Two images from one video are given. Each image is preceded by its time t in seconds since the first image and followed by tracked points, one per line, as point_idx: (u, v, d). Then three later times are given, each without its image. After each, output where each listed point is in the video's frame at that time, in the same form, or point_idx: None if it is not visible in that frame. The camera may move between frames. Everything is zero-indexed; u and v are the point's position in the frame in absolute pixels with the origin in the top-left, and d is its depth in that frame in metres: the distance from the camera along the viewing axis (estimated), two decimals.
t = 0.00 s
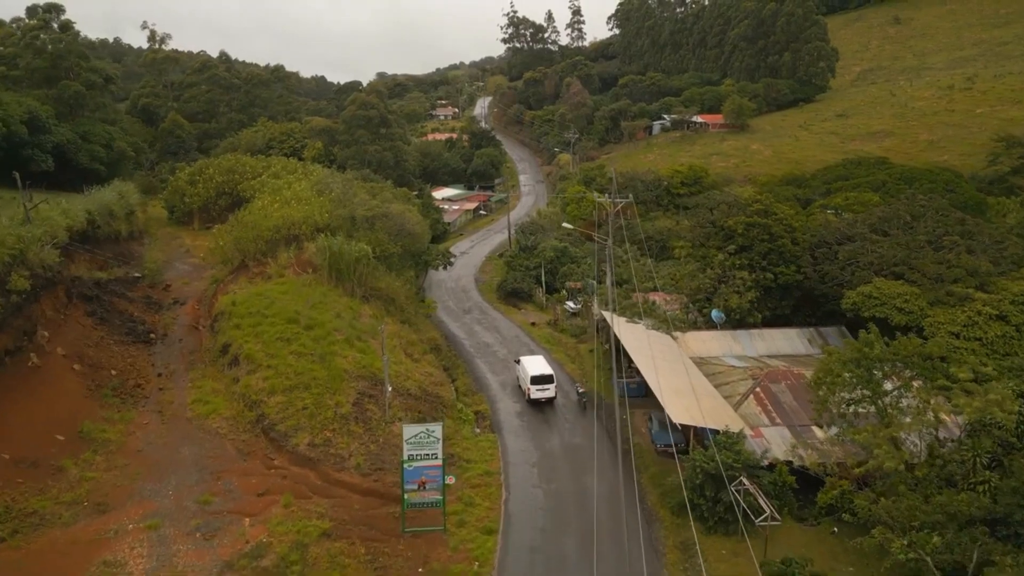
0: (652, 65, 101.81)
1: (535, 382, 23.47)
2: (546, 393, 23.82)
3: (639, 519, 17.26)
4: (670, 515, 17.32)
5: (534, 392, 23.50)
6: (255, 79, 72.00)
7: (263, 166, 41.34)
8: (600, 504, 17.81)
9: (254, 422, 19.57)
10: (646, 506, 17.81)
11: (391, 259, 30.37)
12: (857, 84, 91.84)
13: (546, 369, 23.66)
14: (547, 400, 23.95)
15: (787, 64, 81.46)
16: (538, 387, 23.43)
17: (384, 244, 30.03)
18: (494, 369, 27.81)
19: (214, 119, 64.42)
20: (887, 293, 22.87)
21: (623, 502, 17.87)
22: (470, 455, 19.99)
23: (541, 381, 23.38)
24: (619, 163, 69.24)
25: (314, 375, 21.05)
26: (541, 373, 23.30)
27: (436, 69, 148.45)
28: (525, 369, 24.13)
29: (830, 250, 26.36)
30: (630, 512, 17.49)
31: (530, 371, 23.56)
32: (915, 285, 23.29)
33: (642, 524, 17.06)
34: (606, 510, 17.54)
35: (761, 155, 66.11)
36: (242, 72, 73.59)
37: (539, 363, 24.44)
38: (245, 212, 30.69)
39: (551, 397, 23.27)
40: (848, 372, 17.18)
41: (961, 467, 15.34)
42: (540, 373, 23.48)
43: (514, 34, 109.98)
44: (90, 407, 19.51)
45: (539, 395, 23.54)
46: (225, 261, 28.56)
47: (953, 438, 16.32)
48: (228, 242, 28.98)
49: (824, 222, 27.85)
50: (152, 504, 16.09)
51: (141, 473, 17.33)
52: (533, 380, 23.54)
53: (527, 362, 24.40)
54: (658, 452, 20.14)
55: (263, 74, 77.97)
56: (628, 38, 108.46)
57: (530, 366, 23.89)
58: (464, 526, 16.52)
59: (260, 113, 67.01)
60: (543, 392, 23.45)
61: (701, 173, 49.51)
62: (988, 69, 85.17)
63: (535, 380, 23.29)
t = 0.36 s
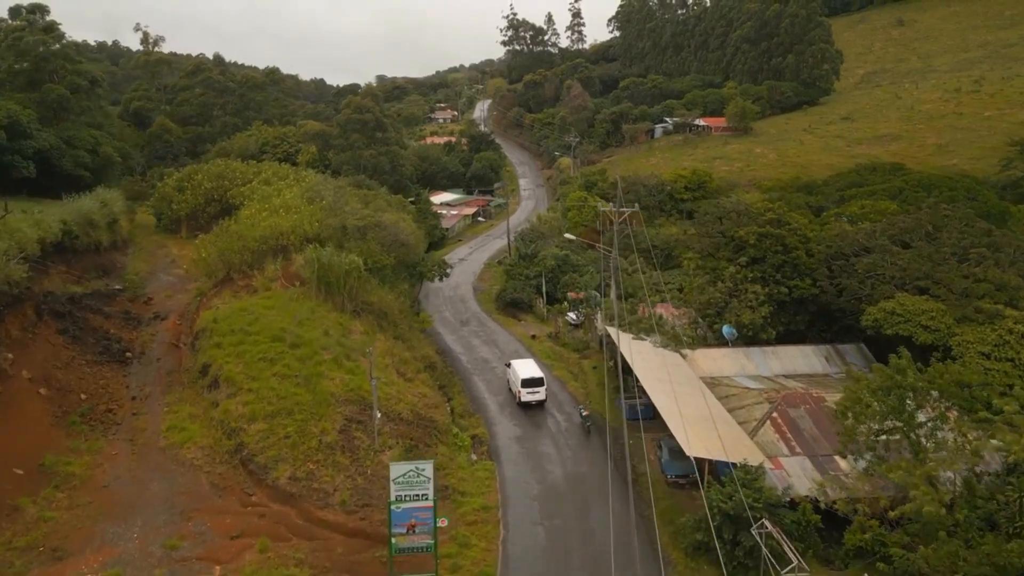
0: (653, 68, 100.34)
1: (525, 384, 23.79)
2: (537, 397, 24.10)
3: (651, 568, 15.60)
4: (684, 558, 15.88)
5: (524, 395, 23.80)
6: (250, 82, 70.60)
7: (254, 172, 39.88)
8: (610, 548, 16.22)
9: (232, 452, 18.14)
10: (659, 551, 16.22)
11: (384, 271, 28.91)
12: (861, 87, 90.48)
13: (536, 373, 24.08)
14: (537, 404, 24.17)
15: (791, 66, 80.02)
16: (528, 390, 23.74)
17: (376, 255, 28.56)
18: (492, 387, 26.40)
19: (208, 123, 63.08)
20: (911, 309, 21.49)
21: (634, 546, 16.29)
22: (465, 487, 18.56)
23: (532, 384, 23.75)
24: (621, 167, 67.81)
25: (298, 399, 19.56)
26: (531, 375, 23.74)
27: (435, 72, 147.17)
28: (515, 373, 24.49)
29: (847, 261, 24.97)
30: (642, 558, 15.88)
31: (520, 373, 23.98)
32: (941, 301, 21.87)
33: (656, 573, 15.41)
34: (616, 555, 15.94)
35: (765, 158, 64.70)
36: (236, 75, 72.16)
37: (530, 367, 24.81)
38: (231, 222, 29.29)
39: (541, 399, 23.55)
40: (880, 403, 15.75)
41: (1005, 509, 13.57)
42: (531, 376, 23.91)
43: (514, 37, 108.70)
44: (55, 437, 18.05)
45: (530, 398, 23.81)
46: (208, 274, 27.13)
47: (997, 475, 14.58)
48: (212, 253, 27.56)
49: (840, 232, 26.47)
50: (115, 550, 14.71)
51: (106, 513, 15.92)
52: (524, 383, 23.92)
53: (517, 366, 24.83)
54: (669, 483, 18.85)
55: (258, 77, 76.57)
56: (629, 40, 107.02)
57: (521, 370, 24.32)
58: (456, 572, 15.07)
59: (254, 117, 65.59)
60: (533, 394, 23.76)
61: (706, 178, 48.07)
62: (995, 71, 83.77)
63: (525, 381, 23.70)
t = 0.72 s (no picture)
0: (654, 70, 99.22)
1: (517, 388, 23.90)
2: (529, 400, 24.23)
3: None
4: None
5: (517, 398, 23.93)
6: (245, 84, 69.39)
7: (245, 177, 38.67)
8: None
9: (212, 481, 16.95)
10: None
11: (378, 281, 27.71)
12: (865, 89, 89.33)
13: (528, 376, 24.21)
14: (529, 406, 24.31)
15: (795, 67, 78.79)
16: (520, 394, 23.87)
17: (369, 265, 27.38)
18: (490, 403, 25.19)
19: (202, 125, 61.56)
20: (933, 323, 20.43)
21: None
22: (462, 517, 17.40)
23: (524, 387, 23.87)
24: (622, 171, 66.63)
25: (282, 423, 18.35)
26: (523, 378, 23.95)
27: (435, 75, 146.08)
28: (507, 376, 24.60)
29: (863, 272, 23.82)
30: None
31: (512, 376, 24.16)
32: (965, 315, 20.73)
33: None
34: None
35: (769, 162, 63.56)
36: (231, 77, 70.94)
37: (522, 370, 24.92)
38: (218, 230, 28.11)
39: (534, 402, 23.70)
40: (914, 432, 14.43)
41: None
42: (523, 379, 24.04)
43: (514, 39, 107.58)
44: (21, 466, 16.77)
45: (521, 401, 23.96)
46: (193, 285, 25.94)
47: None
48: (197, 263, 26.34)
49: (854, 242, 25.29)
50: None
51: (73, 555, 14.73)
52: (516, 386, 24.02)
53: (510, 369, 24.91)
54: (678, 512, 17.61)
55: (254, 79, 75.36)
56: (630, 42, 105.85)
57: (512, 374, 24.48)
58: None
59: (249, 120, 64.40)
60: (525, 397, 23.92)
61: (710, 183, 46.91)
62: (1001, 73, 82.62)
63: (518, 384, 23.85)
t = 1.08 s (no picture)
0: (655, 72, 97.95)
1: (508, 390, 24.07)
2: (518, 402, 24.40)
3: None
4: None
5: (506, 400, 24.10)
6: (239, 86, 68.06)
7: (236, 183, 37.37)
8: None
9: (185, 517, 15.61)
10: None
11: (369, 293, 26.38)
12: (869, 91, 88.07)
13: (519, 379, 24.39)
14: (518, 408, 24.48)
15: (798, 69, 77.38)
16: (511, 396, 24.04)
17: (360, 276, 26.07)
18: (487, 422, 23.89)
19: (197, 128, 60.18)
20: (961, 340, 19.19)
21: None
22: (456, 555, 16.08)
23: (514, 389, 24.06)
24: (623, 175, 65.30)
25: (263, 451, 17.02)
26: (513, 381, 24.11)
27: (435, 77, 144.67)
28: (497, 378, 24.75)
29: (883, 285, 22.51)
30: None
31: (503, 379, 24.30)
32: (993, 333, 19.49)
33: None
34: None
35: (773, 165, 62.29)
36: (225, 79, 69.58)
37: (512, 372, 25.08)
38: (202, 240, 26.81)
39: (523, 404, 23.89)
40: (953, 467, 13.18)
41: None
42: (513, 381, 24.21)
43: (514, 40, 106.28)
44: None
45: (511, 403, 24.15)
46: (174, 298, 24.63)
47: None
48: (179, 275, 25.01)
49: (871, 252, 23.95)
50: None
51: None
52: (506, 388, 24.19)
53: (500, 371, 25.07)
54: (691, 549, 16.45)
55: (249, 82, 74.04)
56: (630, 44, 104.55)
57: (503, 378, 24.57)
58: None
59: (244, 123, 63.06)
60: (515, 400, 24.04)
61: (714, 187, 45.64)
62: (1007, 74, 81.33)
63: (508, 387, 23.97)
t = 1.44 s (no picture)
0: (656, 74, 96.81)
1: (498, 393, 24.16)
2: (509, 406, 24.48)
3: None
4: None
5: (497, 403, 24.16)
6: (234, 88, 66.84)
7: (226, 188, 36.15)
8: None
9: (155, 556, 14.34)
10: None
11: (361, 305, 25.14)
12: (873, 92, 86.89)
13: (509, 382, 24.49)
14: (509, 412, 24.55)
15: (801, 71, 76.12)
16: (501, 399, 24.13)
17: (351, 287, 24.84)
18: (485, 440, 22.73)
19: (191, 131, 58.94)
20: (989, 358, 18.11)
21: None
22: None
23: (505, 392, 24.14)
24: (624, 178, 64.09)
25: (242, 481, 15.80)
26: (504, 384, 24.26)
27: (434, 79, 143.58)
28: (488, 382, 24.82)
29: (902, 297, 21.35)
30: None
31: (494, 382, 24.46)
32: None
33: None
34: None
35: (778, 168, 61.10)
36: (220, 81, 68.34)
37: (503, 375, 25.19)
38: (185, 250, 25.59)
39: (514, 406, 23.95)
40: (996, 507, 12.00)
41: None
42: (504, 384, 24.32)
43: (513, 42, 105.15)
44: None
45: (502, 406, 24.21)
46: (155, 311, 23.37)
47: None
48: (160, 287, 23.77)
49: (888, 263, 22.79)
50: None
51: None
52: (497, 391, 24.28)
53: (491, 375, 25.17)
54: None
55: (245, 84, 72.80)
56: (630, 46, 103.40)
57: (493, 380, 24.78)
58: None
59: (238, 126, 61.85)
60: (506, 402, 24.14)
61: (718, 192, 44.47)
62: (1012, 76, 80.17)
63: (499, 389, 24.11)
